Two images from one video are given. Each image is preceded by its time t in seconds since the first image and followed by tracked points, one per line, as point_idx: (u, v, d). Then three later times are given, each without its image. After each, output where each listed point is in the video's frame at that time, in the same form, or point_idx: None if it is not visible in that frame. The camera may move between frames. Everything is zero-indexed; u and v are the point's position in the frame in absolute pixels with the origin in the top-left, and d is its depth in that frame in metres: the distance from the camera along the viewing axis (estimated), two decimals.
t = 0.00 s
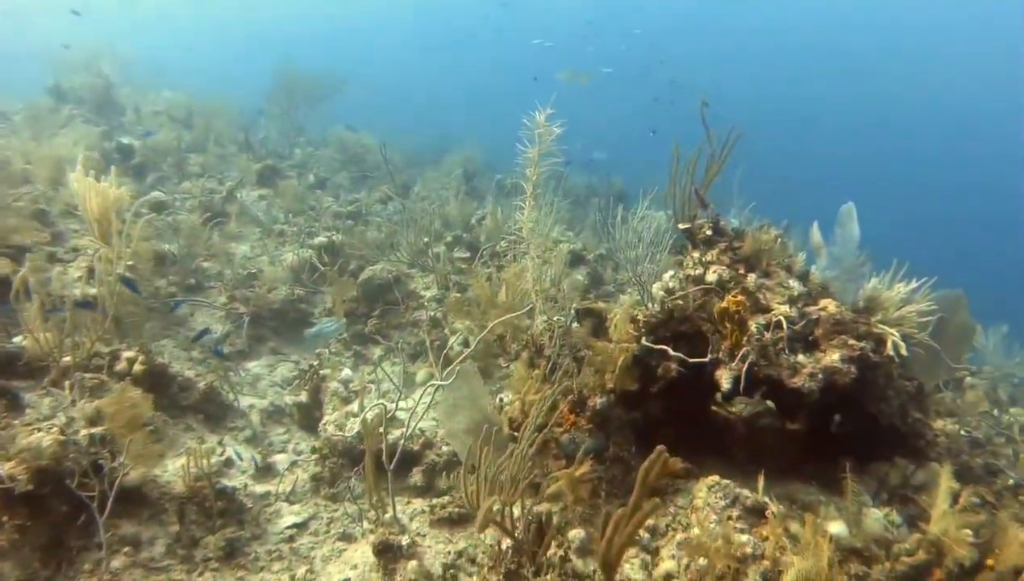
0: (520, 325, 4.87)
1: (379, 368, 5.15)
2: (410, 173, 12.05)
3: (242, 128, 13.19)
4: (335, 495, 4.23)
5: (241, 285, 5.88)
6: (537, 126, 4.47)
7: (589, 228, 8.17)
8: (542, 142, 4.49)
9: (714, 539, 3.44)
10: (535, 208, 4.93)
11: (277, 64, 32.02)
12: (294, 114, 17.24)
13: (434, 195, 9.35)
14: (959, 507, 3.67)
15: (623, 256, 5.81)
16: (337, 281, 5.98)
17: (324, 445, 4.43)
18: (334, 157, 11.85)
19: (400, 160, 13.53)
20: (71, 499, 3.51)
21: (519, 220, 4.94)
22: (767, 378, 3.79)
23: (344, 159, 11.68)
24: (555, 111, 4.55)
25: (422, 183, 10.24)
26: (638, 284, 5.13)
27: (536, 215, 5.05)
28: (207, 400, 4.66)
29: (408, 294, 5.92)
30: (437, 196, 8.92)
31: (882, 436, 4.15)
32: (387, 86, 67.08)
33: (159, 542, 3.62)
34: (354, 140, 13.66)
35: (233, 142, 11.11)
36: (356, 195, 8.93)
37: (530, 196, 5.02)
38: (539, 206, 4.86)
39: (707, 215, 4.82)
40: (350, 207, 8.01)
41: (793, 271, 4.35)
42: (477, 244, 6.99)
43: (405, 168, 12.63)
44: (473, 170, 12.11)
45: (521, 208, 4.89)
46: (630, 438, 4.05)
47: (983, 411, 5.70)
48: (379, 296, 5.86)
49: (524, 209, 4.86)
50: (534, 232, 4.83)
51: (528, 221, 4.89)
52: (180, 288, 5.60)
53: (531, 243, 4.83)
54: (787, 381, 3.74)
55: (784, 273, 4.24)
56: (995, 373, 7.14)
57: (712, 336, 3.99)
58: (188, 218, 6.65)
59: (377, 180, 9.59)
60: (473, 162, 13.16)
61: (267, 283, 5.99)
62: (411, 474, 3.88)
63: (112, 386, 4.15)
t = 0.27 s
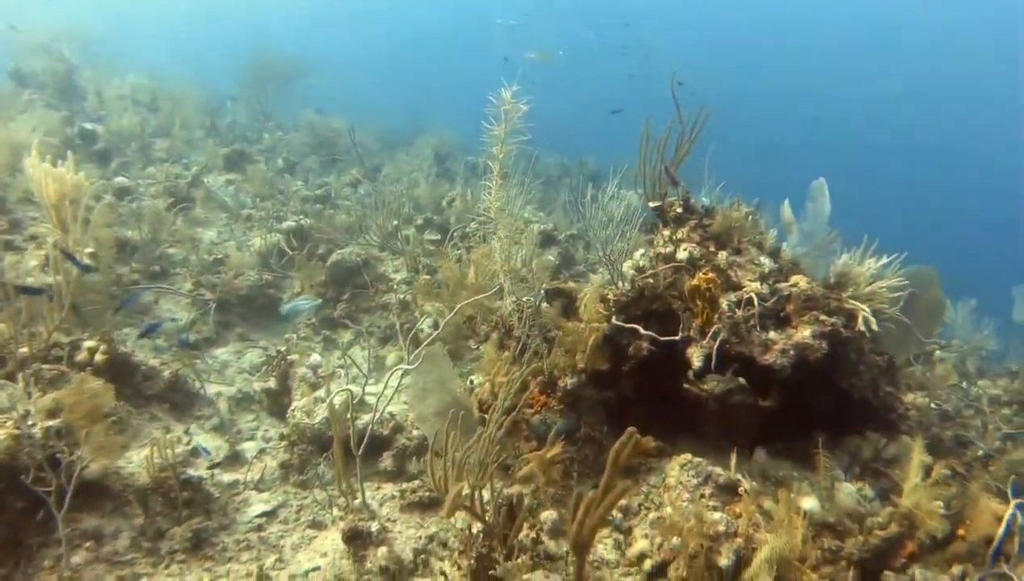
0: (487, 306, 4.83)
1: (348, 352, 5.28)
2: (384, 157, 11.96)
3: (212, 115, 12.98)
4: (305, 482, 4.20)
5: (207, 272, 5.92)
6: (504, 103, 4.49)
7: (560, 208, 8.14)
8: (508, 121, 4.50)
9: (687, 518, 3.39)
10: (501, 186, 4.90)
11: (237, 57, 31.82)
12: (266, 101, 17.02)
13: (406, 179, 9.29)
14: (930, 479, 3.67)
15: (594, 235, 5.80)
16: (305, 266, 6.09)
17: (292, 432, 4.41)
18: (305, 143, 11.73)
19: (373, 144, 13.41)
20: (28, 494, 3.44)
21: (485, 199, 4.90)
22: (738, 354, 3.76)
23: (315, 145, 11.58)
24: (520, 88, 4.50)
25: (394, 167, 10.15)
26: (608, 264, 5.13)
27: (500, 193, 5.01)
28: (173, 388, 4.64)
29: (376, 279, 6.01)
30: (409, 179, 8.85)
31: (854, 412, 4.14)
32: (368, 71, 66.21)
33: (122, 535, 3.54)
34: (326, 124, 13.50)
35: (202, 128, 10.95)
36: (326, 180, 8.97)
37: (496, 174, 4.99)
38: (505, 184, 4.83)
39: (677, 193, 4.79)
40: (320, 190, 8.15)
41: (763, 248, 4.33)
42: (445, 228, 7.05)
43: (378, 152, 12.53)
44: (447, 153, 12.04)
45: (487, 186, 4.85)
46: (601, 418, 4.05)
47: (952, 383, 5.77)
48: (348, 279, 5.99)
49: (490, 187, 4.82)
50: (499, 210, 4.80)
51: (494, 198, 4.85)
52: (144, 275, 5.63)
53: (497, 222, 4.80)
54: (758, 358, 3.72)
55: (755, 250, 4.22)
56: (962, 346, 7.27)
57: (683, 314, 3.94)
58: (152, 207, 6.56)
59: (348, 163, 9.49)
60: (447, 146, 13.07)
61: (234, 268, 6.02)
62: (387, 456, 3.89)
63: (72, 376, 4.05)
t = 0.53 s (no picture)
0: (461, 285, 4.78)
1: (323, 334, 5.40)
2: (360, 138, 11.81)
3: (184, 100, 12.73)
4: (280, 466, 4.17)
5: (179, 256, 5.93)
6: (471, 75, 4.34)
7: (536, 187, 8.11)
8: (475, 93, 4.37)
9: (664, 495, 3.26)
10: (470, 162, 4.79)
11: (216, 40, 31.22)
12: (241, 84, 16.73)
13: (381, 160, 9.18)
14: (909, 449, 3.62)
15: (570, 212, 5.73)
16: (278, 249, 6.16)
17: (265, 416, 4.39)
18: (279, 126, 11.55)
19: (350, 125, 13.26)
20: None
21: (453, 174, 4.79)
22: (713, 328, 3.71)
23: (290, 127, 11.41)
24: (488, 59, 4.37)
25: (370, 148, 10.03)
26: (583, 242, 5.09)
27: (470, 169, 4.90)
28: (145, 373, 4.59)
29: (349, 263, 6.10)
30: (384, 160, 8.74)
31: (830, 384, 4.14)
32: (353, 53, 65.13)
33: (92, 521, 3.46)
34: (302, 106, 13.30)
35: (173, 112, 10.73)
36: (301, 162, 8.98)
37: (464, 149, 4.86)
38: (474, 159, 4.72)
39: (651, 166, 4.71)
40: (293, 173, 8.27)
41: (739, 221, 4.28)
42: (419, 211, 7.05)
43: (355, 134, 12.37)
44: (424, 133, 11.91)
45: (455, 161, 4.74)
46: (577, 396, 4.02)
47: (929, 352, 5.80)
48: (322, 261, 6.12)
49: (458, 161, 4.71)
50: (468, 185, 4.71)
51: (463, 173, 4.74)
52: (114, 260, 5.62)
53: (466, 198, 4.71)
54: (734, 332, 3.67)
55: (731, 223, 4.15)
56: (939, 317, 7.31)
57: (658, 289, 3.88)
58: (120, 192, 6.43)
59: (322, 145, 9.35)
60: (424, 126, 12.93)
61: (206, 251, 6.05)
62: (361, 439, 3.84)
63: (38, 361, 3.94)
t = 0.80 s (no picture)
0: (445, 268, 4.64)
1: (306, 322, 5.26)
2: (345, 123, 11.60)
3: (164, 85, 12.48)
4: (261, 453, 4.09)
5: (158, 242, 5.80)
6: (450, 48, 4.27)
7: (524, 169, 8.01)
8: (455, 66, 4.29)
9: (651, 478, 3.18)
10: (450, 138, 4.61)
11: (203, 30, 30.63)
12: (223, 69, 16.42)
13: (365, 144, 9.01)
14: (899, 428, 3.56)
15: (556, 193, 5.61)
16: (260, 234, 6.06)
17: (245, 403, 4.30)
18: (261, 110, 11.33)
19: (336, 109, 13.06)
20: None
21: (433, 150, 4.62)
22: (702, 308, 3.63)
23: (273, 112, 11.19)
24: (466, 31, 4.24)
25: (354, 132, 9.85)
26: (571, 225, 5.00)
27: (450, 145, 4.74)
28: (122, 361, 4.48)
29: (333, 249, 6.01)
30: (367, 143, 8.58)
31: (820, 363, 4.09)
32: (342, 40, 64.23)
33: (64, 511, 3.35)
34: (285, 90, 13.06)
35: (152, 97, 10.50)
36: (285, 146, 8.84)
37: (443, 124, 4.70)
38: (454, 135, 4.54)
39: (638, 144, 4.61)
40: (277, 157, 8.14)
41: (727, 198, 4.20)
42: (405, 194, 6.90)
43: (340, 118, 12.16)
44: (410, 116, 11.71)
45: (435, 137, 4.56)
46: (565, 379, 3.93)
47: (918, 332, 5.77)
48: (305, 246, 6.01)
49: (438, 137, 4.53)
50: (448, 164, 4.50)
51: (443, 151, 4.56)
52: (90, 245, 5.49)
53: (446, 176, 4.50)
54: (723, 311, 3.59)
55: (719, 201, 4.07)
56: (930, 298, 7.29)
57: (645, 269, 3.77)
58: (96, 178, 6.29)
59: (304, 128, 9.16)
60: (410, 109, 12.72)
61: (186, 237, 5.93)
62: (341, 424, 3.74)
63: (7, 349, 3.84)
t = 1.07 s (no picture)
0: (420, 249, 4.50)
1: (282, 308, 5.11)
2: (324, 106, 11.38)
3: (138, 69, 12.18)
4: (234, 441, 3.97)
5: (127, 226, 5.63)
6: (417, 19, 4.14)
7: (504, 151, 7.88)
8: (424, 37, 4.16)
9: (630, 459, 3.05)
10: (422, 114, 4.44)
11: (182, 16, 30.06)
12: (200, 54, 16.07)
13: (344, 126, 8.82)
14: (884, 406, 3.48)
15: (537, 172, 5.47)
16: (233, 218, 5.91)
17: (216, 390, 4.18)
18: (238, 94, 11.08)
19: (315, 94, 12.85)
20: None
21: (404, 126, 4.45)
22: (682, 286, 3.53)
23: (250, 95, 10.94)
24: None
25: (332, 114, 9.64)
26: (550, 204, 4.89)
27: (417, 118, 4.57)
28: (88, 347, 4.34)
29: (310, 232, 5.84)
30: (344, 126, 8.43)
31: (806, 342, 4.01)
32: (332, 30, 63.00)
33: (22, 502, 3.22)
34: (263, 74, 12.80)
35: (124, 81, 10.23)
36: (261, 130, 8.67)
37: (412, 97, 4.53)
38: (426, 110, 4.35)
39: (617, 119, 4.49)
40: (252, 141, 8.00)
41: (708, 175, 4.12)
42: (384, 176, 6.75)
43: (319, 101, 11.93)
44: (391, 99, 11.50)
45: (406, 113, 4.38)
46: (545, 361, 3.83)
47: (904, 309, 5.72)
48: (280, 229, 5.85)
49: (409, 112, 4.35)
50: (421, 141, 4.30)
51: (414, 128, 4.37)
52: (55, 230, 5.32)
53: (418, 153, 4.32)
54: (705, 289, 3.51)
55: (700, 177, 3.98)
56: (915, 276, 7.26)
57: (624, 247, 3.66)
58: (62, 162, 6.09)
59: (281, 110, 8.95)
60: (391, 92, 12.50)
61: (157, 221, 5.76)
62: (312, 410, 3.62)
63: None
